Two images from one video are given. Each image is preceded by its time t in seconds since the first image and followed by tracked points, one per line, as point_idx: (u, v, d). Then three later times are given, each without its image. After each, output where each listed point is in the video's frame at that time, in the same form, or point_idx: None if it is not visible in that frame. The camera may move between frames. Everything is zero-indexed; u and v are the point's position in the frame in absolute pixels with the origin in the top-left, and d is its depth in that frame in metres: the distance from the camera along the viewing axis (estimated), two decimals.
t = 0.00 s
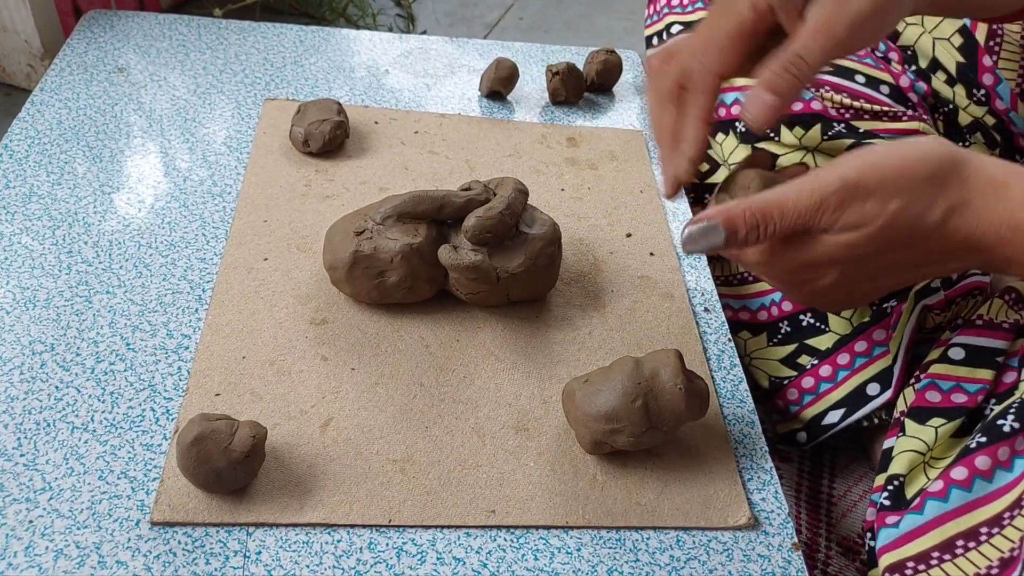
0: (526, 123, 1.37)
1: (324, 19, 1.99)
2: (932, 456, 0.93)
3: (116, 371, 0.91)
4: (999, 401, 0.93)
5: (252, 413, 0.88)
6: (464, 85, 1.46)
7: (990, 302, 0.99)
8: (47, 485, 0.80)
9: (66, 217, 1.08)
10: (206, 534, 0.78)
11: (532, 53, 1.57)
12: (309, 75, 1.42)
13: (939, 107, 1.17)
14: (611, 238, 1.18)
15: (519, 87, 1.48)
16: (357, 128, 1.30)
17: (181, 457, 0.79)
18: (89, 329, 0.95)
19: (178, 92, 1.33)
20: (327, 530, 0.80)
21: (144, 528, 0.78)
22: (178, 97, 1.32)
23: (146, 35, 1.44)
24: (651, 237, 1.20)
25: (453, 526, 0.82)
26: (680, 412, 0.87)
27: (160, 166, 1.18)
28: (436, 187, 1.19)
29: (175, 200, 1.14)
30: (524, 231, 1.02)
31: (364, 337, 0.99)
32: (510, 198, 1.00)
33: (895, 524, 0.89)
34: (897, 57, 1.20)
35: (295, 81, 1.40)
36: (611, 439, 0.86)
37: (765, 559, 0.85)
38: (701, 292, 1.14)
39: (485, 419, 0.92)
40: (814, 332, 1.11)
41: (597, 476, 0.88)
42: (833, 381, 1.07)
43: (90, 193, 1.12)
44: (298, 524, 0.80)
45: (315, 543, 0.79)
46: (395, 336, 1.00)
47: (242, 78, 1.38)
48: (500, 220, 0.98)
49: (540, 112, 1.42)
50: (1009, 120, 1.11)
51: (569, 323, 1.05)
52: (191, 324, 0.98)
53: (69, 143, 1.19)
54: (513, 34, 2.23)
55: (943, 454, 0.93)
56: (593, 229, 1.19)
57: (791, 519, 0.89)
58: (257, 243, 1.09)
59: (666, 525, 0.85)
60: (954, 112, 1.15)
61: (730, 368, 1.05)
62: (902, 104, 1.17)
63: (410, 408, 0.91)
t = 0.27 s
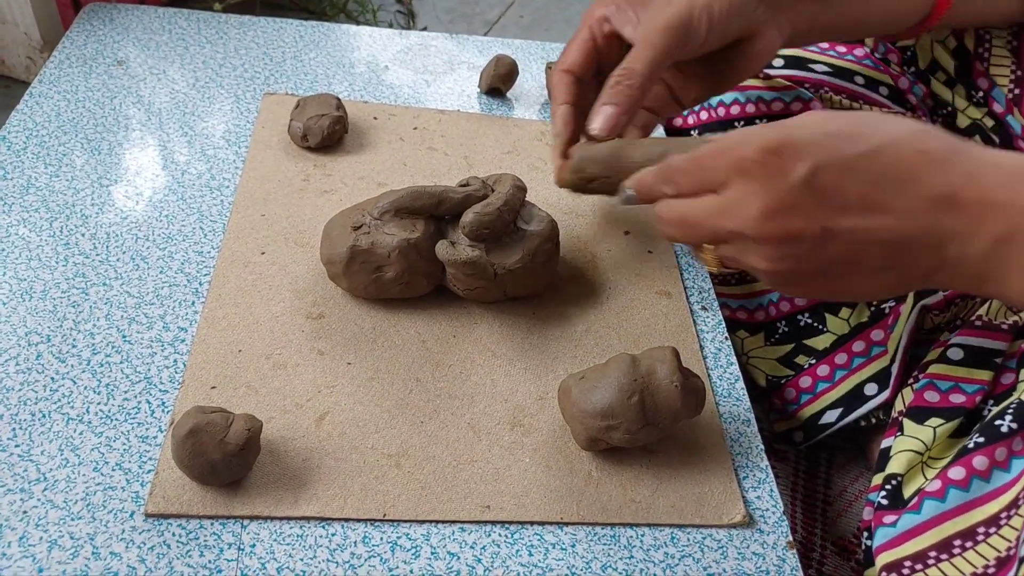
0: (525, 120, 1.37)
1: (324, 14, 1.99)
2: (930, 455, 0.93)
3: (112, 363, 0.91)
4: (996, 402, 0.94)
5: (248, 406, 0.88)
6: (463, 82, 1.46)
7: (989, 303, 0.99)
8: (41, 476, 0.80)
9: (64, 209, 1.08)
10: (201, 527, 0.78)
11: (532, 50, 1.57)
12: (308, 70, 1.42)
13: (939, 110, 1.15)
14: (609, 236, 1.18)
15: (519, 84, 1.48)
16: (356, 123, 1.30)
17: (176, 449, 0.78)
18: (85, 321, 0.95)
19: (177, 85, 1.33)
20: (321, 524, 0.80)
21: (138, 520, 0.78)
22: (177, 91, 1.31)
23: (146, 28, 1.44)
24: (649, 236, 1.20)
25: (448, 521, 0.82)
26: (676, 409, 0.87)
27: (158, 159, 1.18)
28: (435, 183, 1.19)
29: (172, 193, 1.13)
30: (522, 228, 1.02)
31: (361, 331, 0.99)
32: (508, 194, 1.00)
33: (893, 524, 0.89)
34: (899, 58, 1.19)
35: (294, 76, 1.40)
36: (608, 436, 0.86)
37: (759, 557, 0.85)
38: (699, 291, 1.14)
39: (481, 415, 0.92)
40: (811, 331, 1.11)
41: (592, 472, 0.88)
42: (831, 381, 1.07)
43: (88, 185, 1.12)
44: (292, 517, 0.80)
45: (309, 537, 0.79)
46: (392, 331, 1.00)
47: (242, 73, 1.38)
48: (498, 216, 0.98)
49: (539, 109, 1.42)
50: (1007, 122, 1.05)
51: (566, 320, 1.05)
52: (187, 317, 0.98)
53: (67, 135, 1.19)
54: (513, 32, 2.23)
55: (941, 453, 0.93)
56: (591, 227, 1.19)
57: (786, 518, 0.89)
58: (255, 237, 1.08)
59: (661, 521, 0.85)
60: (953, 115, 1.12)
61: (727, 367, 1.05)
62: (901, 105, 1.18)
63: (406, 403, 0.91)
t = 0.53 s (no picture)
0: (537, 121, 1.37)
1: (337, 16, 2.01)
2: (940, 456, 0.92)
3: (128, 363, 0.92)
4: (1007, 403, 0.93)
5: (262, 406, 0.89)
6: (476, 83, 1.46)
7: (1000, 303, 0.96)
8: (58, 474, 0.81)
9: (80, 210, 1.09)
10: (215, 525, 0.79)
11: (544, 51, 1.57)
12: (321, 72, 1.43)
13: (948, 111, 1.20)
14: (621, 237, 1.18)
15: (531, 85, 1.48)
16: (369, 125, 1.31)
17: (192, 448, 0.79)
18: (101, 321, 0.96)
19: (191, 87, 1.34)
20: (335, 523, 0.81)
21: (154, 518, 0.79)
22: (192, 93, 1.33)
23: (162, 31, 1.45)
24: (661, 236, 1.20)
25: (460, 520, 0.82)
26: (687, 409, 0.87)
27: (173, 161, 1.19)
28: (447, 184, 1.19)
29: (187, 194, 1.14)
30: (533, 229, 1.02)
31: (374, 331, 0.99)
32: (520, 195, 0.99)
33: (902, 524, 0.88)
34: (905, 61, 1.22)
35: (308, 78, 1.41)
36: (619, 436, 0.86)
37: (771, 558, 0.85)
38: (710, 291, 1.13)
39: (493, 415, 0.92)
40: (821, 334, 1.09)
41: (603, 473, 0.88)
42: (841, 383, 1.06)
43: (104, 186, 1.13)
44: (306, 516, 0.81)
45: (323, 536, 0.80)
46: (404, 331, 1.00)
47: (256, 74, 1.39)
48: (510, 217, 0.98)
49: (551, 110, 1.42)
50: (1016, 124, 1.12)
51: (578, 320, 1.05)
52: (202, 318, 0.99)
53: (84, 138, 1.20)
54: (525, 32, 2.23)
55: (951, 454, 0.92)
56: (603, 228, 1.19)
57: (798, 518, 0.89)
58: (269, 238, 1.09)
59: (672, 522, 0.85)
60: (963, 116, 1.18)
61: (738, 368, 1.05)
62: (909, 105, 1.20)
63: (418, 403, 0.92)
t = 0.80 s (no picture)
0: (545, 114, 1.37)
1: (347, 10, 2.01)
2: (948, 452, 0.92)
3: (137, 354, 0.92)
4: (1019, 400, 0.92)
5: (269, 397, 0.89)
6: (484, 76, 1.46)
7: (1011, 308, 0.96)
8: (67, 464, 0.81)
9: (90, 202, 1.10)
10: (222, 515, 0.80)
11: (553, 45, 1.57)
12: (330, 65, 1.43)
13: (956, 108, 1.19)
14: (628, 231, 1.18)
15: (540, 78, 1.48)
16: (377, 118, 1.31)
17: (199, 438, 0.80)
18: (111, 312, 0.96)
19: (201, 80, 1.34)
20: (341, 514, 0.81)
21: (162, 508, 0.80)
22: (201, 86, 1.33)
23: (172, 24, 1.45)
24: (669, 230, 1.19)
25: (465, 513, 0.82)
26: (694, 403, 0.87)
27: (183, 153, 1.20)
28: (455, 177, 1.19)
29: (196, 187, 1.15)
30: (541, 222, 1.02)
31: (381, 324, 1.00)
32: (528, 188, 0.99)
33: (910, 520, 0.88)
34: (913, 57, 1.20)
35: (316, 71, 1.41)
36: (625, 430, 0.86)
37: (776, 553, 0.84)
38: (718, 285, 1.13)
39: (499, 408, 0.92)
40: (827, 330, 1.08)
41: (609, 466, 0.88)
42: (848, 379, 1.05)
43: (114, 178, 1.14)
44: (312, 507, 0.81)
45: (329, 527, 0.80)
46: (410, 324, 1.00)
47: (265, 68, 1.39)
48: (517, 210, 0.98)
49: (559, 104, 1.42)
50: None
51: (585, 314, 1.05)
52: (210, 309, 0.99)
53: (94, 130, 1.21)
54: (535, 26, 2.22)
55: (961, 450, 0.91)
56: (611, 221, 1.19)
57: (804, 514, 0.89)
58: (277, 230, 1.10)
59: (677, 516, 0.85)
60: (971, 114, 1.17)
61: (746, 362, 1.04)
62: (918, 102, 1.19)
63: (425, 395, 0.92)
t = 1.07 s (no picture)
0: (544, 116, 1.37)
1: (347, 12, 2.01)
2: (947, 453, 0.92)
3: (137, 356, 0.92)
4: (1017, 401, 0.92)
5: (269, 399, 0.89)
6: (484, 78, 1.46)
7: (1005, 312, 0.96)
8: (67, 465, 0.81)
9: (90, 204, 1.10)
10: (222, 517, 0.80)
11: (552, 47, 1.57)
12: (330, 67, 1.43)
13: (952, 111, 1.20)
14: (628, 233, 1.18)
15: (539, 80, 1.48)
16: (377, 120, 1.31)
17: (200, 440, 0.80)
18: (111, 314, 0.96)
19: (201, 82, 1.34)
20: (341, 516, 0.81)
21: (162, 510, 0.80)
22: (201, 88, 1.33)
23: (171, 26, 1.46)
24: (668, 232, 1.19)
25: (465, 515, 0.82)
26: (694, 405, 0.87)
27: (183, 155, 1.20)
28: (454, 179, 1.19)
29: (197, 188, 1.15)
30: (540, 224, 1.02)
31: (381, 325, 1.00)
32: (528, 189, 0.99)
33: (909, 521, 0.88)
34: (909, 61, 1.20)
35: (316, 73, 1.41)
36: (625, 432, 0.86)
37: (776, 554, 0.84)
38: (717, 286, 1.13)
39: (498, 409, 0.92)
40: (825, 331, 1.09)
41: (609, 468, 0.88)
42: (845, 381, 1.06)
43: (114, 180, 1.14)
44: (312, 508, 0.81)
45: (329, 528, 0.80)
46: (410, 325, 1.00)
47: (265, 69, 1.40)
48: (516, 212, 0.97)
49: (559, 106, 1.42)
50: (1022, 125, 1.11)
51: (584, 316, 1.05)
52: (210, 311, 0.99)
53: (94, 132, 1.21)
54: (535, 28, 2.23)
55: (959, 451, 0.92)
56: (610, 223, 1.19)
57: (804, 515, 0.89)
58: (277, 232, 1.10)
59: (677, 518, 0.85)
60: (968, 117, 1.18)
61: (745, 364, 1.05)
62: (914, 104, 1.19)
63: (425, 397, 0.92)
